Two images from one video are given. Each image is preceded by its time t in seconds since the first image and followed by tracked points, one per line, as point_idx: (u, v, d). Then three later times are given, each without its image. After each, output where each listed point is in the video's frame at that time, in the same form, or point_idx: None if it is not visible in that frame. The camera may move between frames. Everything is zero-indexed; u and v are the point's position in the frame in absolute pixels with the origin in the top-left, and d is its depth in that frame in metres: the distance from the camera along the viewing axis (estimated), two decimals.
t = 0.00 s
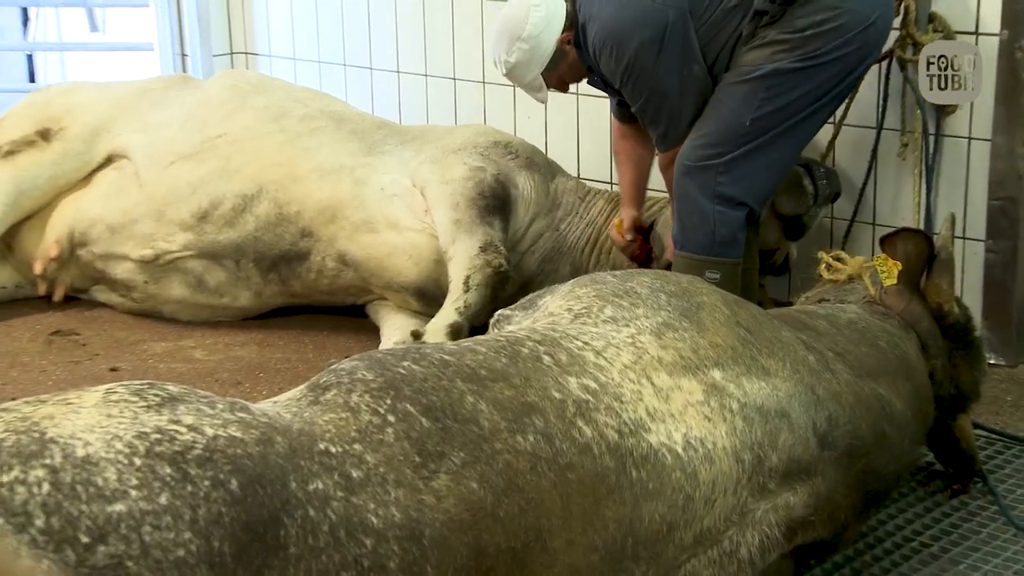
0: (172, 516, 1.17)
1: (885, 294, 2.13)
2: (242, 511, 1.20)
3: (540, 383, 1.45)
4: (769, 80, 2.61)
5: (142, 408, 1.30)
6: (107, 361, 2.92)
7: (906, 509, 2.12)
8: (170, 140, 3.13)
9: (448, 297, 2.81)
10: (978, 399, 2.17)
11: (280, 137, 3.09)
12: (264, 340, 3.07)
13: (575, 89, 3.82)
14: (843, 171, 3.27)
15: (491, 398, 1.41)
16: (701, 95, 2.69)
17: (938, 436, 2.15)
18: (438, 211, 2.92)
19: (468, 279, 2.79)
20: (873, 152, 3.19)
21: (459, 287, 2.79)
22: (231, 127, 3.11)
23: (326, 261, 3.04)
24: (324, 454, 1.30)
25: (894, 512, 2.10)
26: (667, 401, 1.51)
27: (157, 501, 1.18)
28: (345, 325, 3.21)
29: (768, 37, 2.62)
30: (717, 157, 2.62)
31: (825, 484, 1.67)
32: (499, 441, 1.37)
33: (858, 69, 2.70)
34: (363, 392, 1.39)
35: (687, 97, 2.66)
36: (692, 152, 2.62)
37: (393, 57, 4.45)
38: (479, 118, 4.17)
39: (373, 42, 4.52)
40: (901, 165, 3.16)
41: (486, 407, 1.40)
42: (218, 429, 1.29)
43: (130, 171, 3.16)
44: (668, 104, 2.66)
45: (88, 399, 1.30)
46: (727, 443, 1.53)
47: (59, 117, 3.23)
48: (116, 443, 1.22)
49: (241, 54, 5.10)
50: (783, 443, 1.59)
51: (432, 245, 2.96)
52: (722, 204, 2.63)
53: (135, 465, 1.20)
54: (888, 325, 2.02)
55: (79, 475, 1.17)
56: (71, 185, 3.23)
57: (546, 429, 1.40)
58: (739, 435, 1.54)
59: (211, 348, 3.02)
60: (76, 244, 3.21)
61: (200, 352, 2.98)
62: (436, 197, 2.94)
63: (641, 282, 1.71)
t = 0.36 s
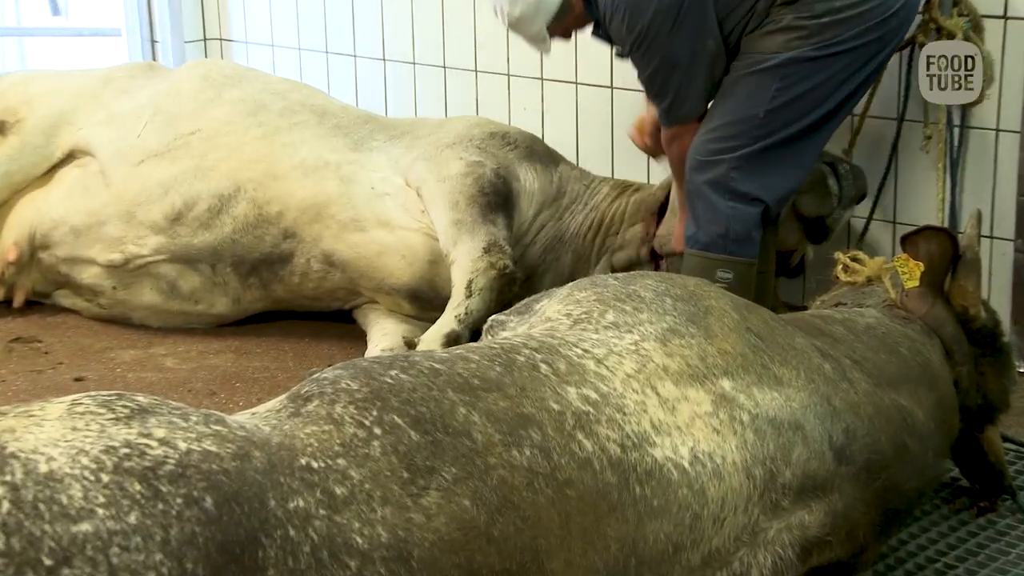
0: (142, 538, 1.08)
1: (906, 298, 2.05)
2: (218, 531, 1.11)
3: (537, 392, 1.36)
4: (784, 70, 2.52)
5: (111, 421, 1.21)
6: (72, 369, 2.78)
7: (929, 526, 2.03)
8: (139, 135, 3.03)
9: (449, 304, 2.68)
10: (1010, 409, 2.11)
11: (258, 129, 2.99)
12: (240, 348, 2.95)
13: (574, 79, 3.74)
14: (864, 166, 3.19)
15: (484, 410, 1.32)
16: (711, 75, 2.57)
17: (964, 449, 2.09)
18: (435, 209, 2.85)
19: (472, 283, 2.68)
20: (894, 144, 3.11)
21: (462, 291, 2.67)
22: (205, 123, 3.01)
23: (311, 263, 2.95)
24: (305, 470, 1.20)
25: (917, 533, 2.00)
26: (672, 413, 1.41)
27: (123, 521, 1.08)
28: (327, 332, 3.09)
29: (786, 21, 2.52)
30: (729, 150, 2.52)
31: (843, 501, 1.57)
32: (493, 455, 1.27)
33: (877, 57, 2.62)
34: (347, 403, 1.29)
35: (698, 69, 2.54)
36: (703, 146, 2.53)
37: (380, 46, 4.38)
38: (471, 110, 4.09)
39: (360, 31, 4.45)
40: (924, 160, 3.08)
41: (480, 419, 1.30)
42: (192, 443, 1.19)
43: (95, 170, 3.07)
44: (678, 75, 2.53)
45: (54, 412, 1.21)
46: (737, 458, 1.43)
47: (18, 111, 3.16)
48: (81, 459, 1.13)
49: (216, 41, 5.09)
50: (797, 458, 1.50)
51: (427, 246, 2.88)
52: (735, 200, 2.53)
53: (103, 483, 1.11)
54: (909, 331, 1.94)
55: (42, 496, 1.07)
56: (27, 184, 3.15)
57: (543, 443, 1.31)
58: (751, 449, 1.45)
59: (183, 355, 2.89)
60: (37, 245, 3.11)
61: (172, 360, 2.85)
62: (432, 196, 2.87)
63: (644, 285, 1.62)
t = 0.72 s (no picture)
0: (107, 559, 0.99)
1: (931, 301, 2.04)
2: (190, 551, 1.02)
3: (533, 402, 1.27)
4: (800, 56, 2.40)
5: (72, 434, 1.11)
6: (34, 379, 2.66)
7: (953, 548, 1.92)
8: (105, 123, 2.91)
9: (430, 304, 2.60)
10: None
11: (237, 117, 2.88)
12: (214, 354, 2.85)
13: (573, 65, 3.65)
14: (885, 157, 3.10)
15: (475, 421, 1.22)
16: (723, 66, 2.46)
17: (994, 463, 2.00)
18: (417, 203, 2.76)
19: (454, 279, 2.59)
20: (915, 135, 3.02)
21: (447, 289, 2.59)
22: (179, 109, 2.89)
23: (289, 262, 2.87)
24: (283, 486, 1.11)
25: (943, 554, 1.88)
26: (678, 424, 1.32)
27: (86, 543, 0.99)
28: (309, 340, 2.98)
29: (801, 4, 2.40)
30: (744, 142, 2.40)
31: (860, 518, 1.48)
32: (484, 469, 1.18)
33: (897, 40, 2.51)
34: (328, 414, 1.20)
35: (705, 62, 2.44)
36: (715, 139, 2.42)
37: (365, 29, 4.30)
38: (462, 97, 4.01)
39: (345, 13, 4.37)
40: (949, 153, 2.98)
41: (469, 430, 1.21)
42: (159, 458, 1.10)
43: (60, 160, 2.95)
44: (682, 71, 2.44)
45: (11, 422, 1.11)
46: (748, 473, 1.34)
47: None
48: (39, 474, 1.04)
49: (186, 24, 4.97)
50: (811, 472, 1.41)
51: (411, 244, 2.80)
52: (751, 197, 2.42)
53: (66, 501, 1.02)
54: (932, 335, 1.91)
55: None
56: None
57: (539, 456, 1.21)
58: (762, 463, 1.36)
59: (151, 364, 2.77)
60: None
61: (139, 369, 2.74)
62: (415, 188, 2.78)
63: (647, 287, 1.53)
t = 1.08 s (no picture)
0: None
1: (945, 304, 2.02)
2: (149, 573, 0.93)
3: (519, 412, 1.18)
4: (797, 41, 2.32)
5: (23, 449, 1.02)
6: None
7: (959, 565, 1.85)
8: (56, 118, 2.82)
9: (406, 313, 2.52)
10: None
11: (195, 110, 2.80)
12: (174, 362, 2.71)
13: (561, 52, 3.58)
14: (896, 150, 3.02)
15: (456, 433, 1.14)
16: (716, 49, 2.38)
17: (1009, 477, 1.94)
18: (397, 200, 2.68)
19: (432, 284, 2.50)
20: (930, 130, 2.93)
21: (425, 294, 2.50)
22: (135, 101, 2.80)
23: (257, 264, 2.78)
24: (249, 503, 1.02)
25: None
26: (673, 436, 1.24)
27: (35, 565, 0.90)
28: (278, 346, 2.86)
29: None
30: (734, 130, 2.33)
31: (868, 537, 1.40)
32: (466, 485, 1.10)
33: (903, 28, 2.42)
34: (297, 426, 1.11)
35: (699, 45, 2.35)
36: (704, 127, 2.34)
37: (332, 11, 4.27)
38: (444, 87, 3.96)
39: None
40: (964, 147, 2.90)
41: (451, 442, 1.13)
42: (115, 473, 1.01)
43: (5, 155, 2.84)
44: (674, 54, 2.36)
45: None
46: (748, 489, 1.26)
47: None
48: None
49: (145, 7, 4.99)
50: (816, 488, 1.33)
51: (388, 242, 2.73)
52: (740, 189, 2.34)
53: (15, 518, 0.93)
54: (946, 341, 1.86)
55: None
56: None
57: (524, 471, 1.13)
58: (764, 478, 1.28)
59: (106, 372, 2.62)
60: None
61: (94, 377, 2.59)
62: (393, 185, 2.70)
63: (642, 288, 1.45)
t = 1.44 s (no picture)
0: None
1: (963, 308, 1.96)
2: None
3: (507, 425, 1.11)
4: (799, 33, 2.24)
5: None
6: None
7: None
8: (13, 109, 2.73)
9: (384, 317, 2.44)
10: None
11: (159, 100, 2.72)
12: (137, 372, 2.61)
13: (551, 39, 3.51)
14: (910, 143, 2.94)
15: (440, 448, 1.06)
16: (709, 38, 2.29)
17: None
18: (372, 201, 2.60)
19: (415, 290, 2.42)
20: (944, 120, 2.85)
21: (403, 301, 2.42)
22: (95, 91, 2.73)
23: (223, 267, 2.69)
24: (217, 524, 0.94)
25: None
26: (672, 451, 1.17)
27: None
28: (246, 354, 2.78)
29: None
30: (733, 127, 2.25)
31: (882, 559, 1.33)
32: (450, 503, 1.02)
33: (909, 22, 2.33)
34: (269, 441, 1.03)
35: (692, 33, 2.26)
36: (701, 125, 2.27)
37: None
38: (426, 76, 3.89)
39: None
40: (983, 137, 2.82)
41: (434, 458, 1.05)
42: (73, 491, 0.93)
43: None
44: (666, 42, 2.25)
45: None
46: (752, 508, 1.19)
47: None
48: None
49: None
50: (825, 506, 1.26)
51: (362, 246, 2.65)
52: (740, 189, 2.26)
53: None
54: (965, 349, 1.81)
55: None
56: None
57: (512, 487, 1.05)
58: (770, 495, 1.20)
59: (63, 383, 2.52)
60: None
61: (49, 389, 2.48)
62: (369, 183, 2.62)
63: (640, 293, 1.37)
